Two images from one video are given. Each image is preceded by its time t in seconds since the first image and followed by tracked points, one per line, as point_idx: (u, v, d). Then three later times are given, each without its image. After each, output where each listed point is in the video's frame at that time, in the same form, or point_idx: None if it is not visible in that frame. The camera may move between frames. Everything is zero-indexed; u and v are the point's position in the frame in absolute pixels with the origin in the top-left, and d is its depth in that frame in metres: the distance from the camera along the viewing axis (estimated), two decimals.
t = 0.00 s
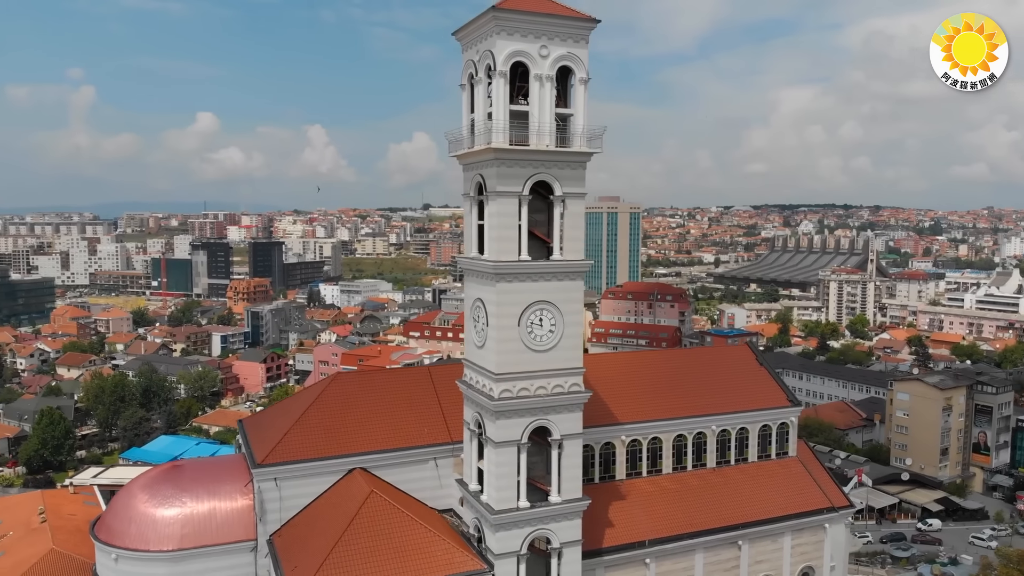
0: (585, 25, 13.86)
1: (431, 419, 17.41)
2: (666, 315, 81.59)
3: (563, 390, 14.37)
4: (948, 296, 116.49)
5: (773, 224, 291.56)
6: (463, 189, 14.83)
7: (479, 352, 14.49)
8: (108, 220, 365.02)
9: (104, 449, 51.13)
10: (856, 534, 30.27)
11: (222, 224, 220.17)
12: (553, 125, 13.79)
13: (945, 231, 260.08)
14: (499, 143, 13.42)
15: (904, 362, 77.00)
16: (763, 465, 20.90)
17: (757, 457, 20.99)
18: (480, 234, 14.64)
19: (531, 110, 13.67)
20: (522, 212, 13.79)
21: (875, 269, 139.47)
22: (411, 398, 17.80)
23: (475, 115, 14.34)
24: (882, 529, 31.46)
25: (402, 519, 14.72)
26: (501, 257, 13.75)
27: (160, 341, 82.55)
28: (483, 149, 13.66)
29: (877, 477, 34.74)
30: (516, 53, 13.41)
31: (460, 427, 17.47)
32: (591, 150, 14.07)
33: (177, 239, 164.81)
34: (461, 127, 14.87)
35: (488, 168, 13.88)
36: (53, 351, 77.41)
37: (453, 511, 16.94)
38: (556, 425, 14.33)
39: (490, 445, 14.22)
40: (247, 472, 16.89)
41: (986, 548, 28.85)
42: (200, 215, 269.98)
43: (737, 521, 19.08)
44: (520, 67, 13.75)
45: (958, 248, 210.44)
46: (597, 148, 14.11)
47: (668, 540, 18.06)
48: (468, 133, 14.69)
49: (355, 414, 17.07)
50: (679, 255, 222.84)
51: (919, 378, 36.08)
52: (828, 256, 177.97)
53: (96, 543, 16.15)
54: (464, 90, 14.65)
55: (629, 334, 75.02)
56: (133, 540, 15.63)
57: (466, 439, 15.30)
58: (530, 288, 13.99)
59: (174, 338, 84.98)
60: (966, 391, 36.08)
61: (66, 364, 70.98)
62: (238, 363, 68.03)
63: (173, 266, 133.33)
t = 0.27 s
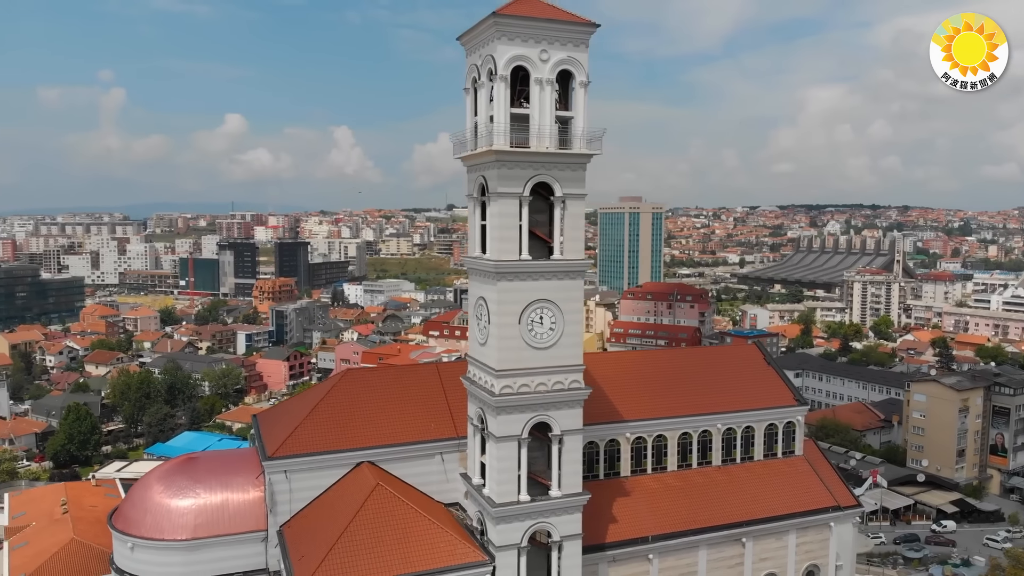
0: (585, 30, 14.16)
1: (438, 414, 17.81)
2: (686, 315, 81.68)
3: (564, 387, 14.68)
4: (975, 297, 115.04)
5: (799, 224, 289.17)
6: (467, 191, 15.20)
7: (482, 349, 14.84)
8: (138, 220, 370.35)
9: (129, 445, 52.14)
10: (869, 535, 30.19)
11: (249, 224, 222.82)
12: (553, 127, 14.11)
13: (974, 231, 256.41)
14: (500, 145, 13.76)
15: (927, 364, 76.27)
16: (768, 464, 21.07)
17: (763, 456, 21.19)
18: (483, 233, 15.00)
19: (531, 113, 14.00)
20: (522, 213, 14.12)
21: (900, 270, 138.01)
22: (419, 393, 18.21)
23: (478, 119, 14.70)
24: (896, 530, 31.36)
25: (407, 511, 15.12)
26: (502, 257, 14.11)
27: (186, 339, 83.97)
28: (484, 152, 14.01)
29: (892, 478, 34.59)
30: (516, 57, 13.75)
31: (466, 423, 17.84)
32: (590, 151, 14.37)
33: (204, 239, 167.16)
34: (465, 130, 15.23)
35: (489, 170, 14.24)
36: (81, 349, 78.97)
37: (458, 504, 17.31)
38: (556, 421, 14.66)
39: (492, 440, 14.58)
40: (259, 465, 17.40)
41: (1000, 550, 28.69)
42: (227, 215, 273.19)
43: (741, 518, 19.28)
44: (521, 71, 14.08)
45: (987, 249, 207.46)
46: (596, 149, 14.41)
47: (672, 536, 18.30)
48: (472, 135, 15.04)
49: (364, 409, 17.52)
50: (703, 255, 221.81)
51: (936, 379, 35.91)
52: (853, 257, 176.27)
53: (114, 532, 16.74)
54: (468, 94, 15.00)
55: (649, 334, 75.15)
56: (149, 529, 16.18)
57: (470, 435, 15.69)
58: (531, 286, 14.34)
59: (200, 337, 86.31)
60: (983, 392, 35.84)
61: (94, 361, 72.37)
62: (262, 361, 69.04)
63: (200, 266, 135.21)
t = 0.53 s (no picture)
0: (585, 33, 14.43)
1: (444, 411, 18.15)
2: (704, 315, 81.32)
3: (564, 384, 14.95)
4: (999, 299, 113.47)
5: (822, 224, 286.49)
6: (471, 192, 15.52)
7: (485, 346, 15.14)
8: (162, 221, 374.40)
9: (150, 441, 52.97)
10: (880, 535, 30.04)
11: (272, 224, 224.48)
12: (553, 129, 14.39)
13: (1001, 231, 252.65)
14: (501, 147, 14.08)
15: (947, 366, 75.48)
16: (773, 463, 21.22)
17: (768, 455, 21.35)
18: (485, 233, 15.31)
19: (532, 115, 14.29)
20: (523, 213, 14.42)
21: (924, 270, 136.44)
22: (425, 390, 18.55)
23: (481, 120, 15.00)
24: (907, 531, 31.22)
25: (411, 505, 15.47)
26: (503, 256, 14.41)
27: (208, 337, 85.04)
28: (485, 154, 14.32)
29: (905, 479, 34.41)
30: (517, 61, 14.05)
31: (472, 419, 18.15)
32: (590, 153, 14.64)
33: (227, 239, 168.95)
34: (469, 132, 15.54)
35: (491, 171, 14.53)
36: (105, 347, 80.21)
37: (463, 499, 17.63)
38: (557, 417, 14.94)
39: (493, 435, 14.89)
40: (269, 459, 17.84)
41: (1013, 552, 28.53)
42: (251, 216, 275.64)
43: (744, 515, 19.45)
44: (522, 74, 14.36)
45: (1014, 250, 204.31)
46: (596, 151, 14.68)
47: (674, 532, 18.52)
48: (475, 137, 15.34)
49: (372, 405, 17.90)
50: (725, 255, 220.47)
51: (951, 380, 35.74)
52: (875, 257, 174.55)
53: (128, 523, 17.23)
54: (472, 96, 15.31)
55: (666, 333, 75.01)
56: (162, 520, 16.64)
57: (473, 431, 16.02)
58: (531, 285, 14.64)
59: (221, 335, 87.30)
60: (998, 393, 35.64)
61: (117, 359, 73.48)
62: (281, 359, 69.79)
63: (223, 266, 136.71)
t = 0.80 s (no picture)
0: (586, 37, 14.75)
1: (451, 407, 18.54)
2: (724, 316, 80.96)
3: (565, 381, 15.29)
4: None
5: (849, 224, 283.37)
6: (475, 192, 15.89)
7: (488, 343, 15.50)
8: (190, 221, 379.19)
9: (175, 437, 53.94)
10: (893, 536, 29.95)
11: (297, 224, 226.66)
12: (554, 131, 14.73)
13: None
14: (503, 149, 14.45)
15: (971, 367, 74.56)
16: (779, 461, 21.38)
17: (774, 454, 21.52)
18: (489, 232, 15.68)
19: (533, 118, 14.64)
20: (524, 214, 14.77)
21: (951, 271, 134.63)
22: (433, 387, 18.94)
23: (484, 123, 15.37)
24: (921, 532, 31.09)
25: (416, 498, 15.88)
26: (505, 255, 14.79)
27: (233, 336, 86.26)
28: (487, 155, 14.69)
29: (920, 481, 34.22)
30: (519, 65, 14.41)
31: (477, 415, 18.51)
32: (591, 155, 14.97)
33: (254, 239, 171.01)
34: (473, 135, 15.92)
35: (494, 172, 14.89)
36: (132, 344, 81.62)
37: (469, 493, 18.01)
38: (558, 413, 15.27)
39: (495, 430, 15.25)
40: (281, 453, 18.35)
41: None
42: (277, 216, 278.41)
43: (748, 513, 19.65)
44: (524, 78, 14.71)
45: None
46: (597, 152, 14.99)
47: (678, 529, 18.76)
48: (479, 140, 15.71)
49: (380, 401, 18.33)
50: (750, 256, 218.99)
51: (967, 381, 35.54)
52: (902, 257, 172.50)
53: (145, 514, 17.82)
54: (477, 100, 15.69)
55: (685, 334, 74.91)
56: (177, 511, 17.21)
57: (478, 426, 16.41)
58: (533, 284, 14.98)
59: (246, 334, 88.49)
60: (1016, 395, 35.39)
61: (144, 356, 74.85)
62: (304, 358, 70.70)
63: (249, 265, 138.44)
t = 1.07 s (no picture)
0: (586, 41, 15.03)
1: (457, 404, 18.87)
2: (741, 316, 80.73)
3: (567, 378, 15.58)
4: None
5: (872, 225, 280.81)
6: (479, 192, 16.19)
7: (490, 342, 15.81)
8: (216, 222, 382.54)
9: (195, 433, 54.73)
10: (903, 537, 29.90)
11: (319, 225, 228.45)
12: (555, 133, 15.02)
13: None
14: (505, 151, 14.78)
15: (992, 369, 73.84)
16: (785, 460, 21.53)
17: (779, 453, 21.66)
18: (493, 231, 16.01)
19: (535, 121, 14.93)
20: (526, 214, 15.07)
21: (974, 272, 133.21)
22: (441, 384, 19.30)
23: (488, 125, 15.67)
24: (933, 533, 30.98)
25: (419, 492, 16.13)
26: (506, 255, 15.08)
27: (254, 335, 87.34)
28: (489, 157, 15.01)
29: (933, 482, 34.06)
30: (520, 68, 14.71)
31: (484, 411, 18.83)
32: (592, 156, 15.22)
33: (276, 240, 172.77)
34: (477, 138, 16.21)
35: (496, 172, 15.18)
36: (155, 343, 82.77)
37: (475, 489, 18.32)
38: (559, 410, 15.55)
39: (498, 426, 15.55)
40: (291, 448, 18.81)
41: None
42: (299, 216, 280.58)
43: (751, 511, 19.81)
44: (526, 81, 15.01)
45: None
46: (597, 154, 15.26)
47: (680, 527, 18.97)
48: (482, 141, 15.99)
49: (388, 397, 18.68)
50: (771, 257, 217.63)
51: (982, 382, 35.38)
52: (925, 258, 170.79)
53: (159, 505, 18.34)
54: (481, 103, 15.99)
55: (702, 334, 74.98)
56: (189, 503, 17.70)
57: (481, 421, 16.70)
58: (533, 283, 15.28)
59: (267, 333, 89.46)
60: None
61: (167, 354, 76.01)
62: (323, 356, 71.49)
63: (271, 266, 139.89)
